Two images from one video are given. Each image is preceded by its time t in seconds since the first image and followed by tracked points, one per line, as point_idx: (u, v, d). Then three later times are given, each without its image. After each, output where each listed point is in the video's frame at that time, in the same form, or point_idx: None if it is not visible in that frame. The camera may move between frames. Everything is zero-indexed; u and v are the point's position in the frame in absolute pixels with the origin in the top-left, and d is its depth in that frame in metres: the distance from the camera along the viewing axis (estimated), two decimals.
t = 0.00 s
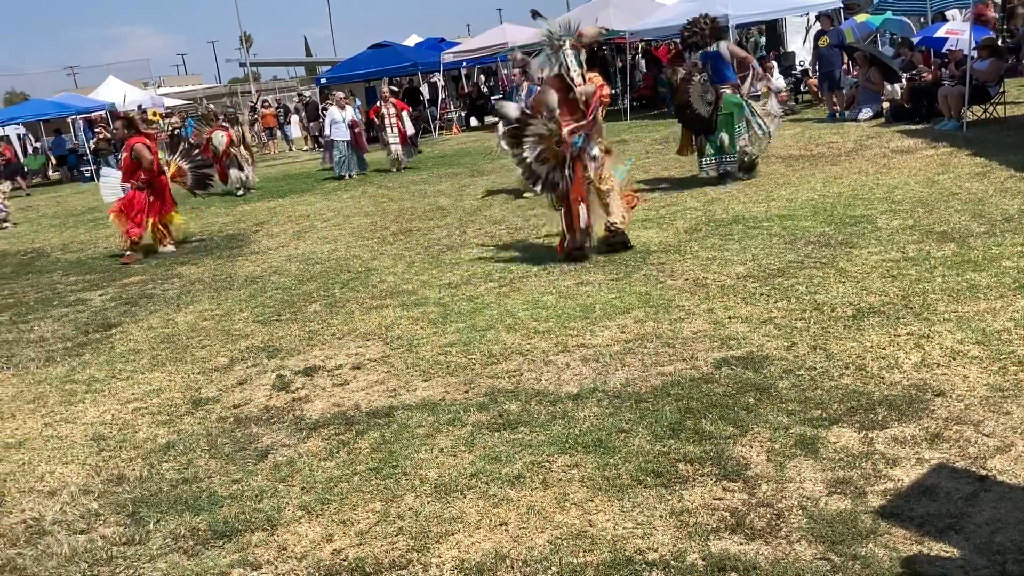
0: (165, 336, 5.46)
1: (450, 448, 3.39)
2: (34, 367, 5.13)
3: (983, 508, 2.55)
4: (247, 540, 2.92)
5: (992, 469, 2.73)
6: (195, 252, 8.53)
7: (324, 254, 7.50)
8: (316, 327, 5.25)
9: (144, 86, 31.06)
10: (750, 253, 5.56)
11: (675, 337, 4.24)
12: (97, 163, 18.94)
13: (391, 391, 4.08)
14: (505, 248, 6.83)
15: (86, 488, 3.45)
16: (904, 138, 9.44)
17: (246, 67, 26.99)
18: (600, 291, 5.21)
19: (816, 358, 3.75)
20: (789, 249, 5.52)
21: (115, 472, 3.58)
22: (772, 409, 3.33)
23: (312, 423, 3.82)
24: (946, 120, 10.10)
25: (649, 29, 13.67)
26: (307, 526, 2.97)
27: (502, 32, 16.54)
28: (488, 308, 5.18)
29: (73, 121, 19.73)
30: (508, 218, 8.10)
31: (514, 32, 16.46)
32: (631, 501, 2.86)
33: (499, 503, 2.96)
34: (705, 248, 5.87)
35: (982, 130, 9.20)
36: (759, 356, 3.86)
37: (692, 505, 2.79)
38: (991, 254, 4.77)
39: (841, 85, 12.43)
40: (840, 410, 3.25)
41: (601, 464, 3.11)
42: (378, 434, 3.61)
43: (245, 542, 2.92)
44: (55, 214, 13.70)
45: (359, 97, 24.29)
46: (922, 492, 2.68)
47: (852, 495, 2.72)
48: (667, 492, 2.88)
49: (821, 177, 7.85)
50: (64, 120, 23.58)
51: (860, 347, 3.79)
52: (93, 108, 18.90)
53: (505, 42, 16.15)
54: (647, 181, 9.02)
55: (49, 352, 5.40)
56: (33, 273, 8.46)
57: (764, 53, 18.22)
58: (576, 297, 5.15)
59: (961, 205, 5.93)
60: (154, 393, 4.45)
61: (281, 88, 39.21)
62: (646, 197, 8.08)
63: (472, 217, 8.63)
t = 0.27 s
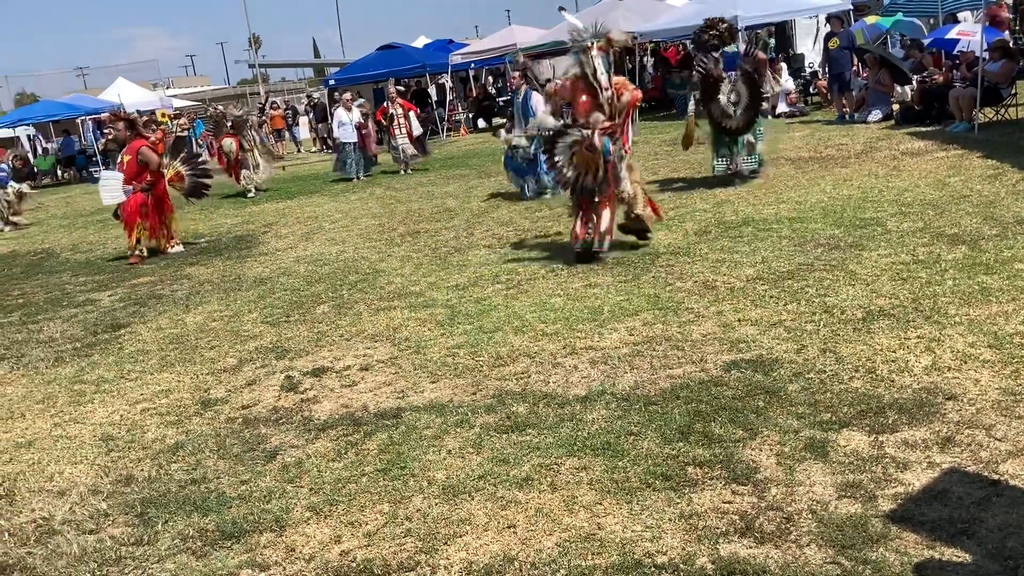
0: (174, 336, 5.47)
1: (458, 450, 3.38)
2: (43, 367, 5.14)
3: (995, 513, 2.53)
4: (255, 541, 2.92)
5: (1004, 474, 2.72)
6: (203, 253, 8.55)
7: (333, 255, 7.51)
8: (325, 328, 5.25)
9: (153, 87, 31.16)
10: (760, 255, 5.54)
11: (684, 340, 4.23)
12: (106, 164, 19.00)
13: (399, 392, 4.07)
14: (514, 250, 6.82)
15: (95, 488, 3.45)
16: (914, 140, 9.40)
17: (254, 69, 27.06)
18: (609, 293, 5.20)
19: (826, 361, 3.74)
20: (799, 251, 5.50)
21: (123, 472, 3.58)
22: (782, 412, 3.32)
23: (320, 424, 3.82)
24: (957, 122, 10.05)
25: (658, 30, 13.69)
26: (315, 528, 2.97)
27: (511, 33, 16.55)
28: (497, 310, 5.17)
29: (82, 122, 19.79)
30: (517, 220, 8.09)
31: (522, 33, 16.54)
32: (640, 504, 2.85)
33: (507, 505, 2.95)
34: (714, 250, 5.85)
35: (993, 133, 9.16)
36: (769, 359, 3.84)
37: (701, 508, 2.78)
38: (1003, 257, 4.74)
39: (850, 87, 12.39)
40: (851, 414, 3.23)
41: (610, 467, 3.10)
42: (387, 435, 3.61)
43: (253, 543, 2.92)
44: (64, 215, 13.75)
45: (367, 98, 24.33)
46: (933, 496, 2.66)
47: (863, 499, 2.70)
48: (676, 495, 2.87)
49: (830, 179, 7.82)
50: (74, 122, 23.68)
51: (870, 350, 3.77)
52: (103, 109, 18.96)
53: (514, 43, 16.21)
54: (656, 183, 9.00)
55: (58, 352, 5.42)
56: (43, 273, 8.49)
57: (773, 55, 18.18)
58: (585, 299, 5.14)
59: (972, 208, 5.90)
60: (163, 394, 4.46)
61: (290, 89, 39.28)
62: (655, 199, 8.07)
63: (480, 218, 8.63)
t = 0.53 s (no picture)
0: (180, 338, 5.48)
1: (464, 454, 3.38)
2: (50, 368, 5.16)
3: (1003, 520, 2.52)
4: (260, 544, 2.92)
5: (1012, 481, 2.70)
6: (210, 255, 8.57)
7: (339, 257, 7.52)
8: (330, 330, 5.25)
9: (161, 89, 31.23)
10: (767, 259, 5.53)
11: (690, 344, 4.22)
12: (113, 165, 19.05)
13: (405, 395, 4.07)
14: (520, 253, 6.82)
15: (101, 490, 3.46)
16: (921, 145, 9.38)
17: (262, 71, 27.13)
18: (615, 296, 5.19)
19: (833, 365, 3.72)
20: (806, 255, 5.49)
21: (129, 474, 3.59)
22: (788, 417, 3.31)
23: (325, 427, 3.82)
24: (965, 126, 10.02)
25: (665, 33, 13.70)
26: (320, 531, 2.96)
27: (518, 36, 16.56)
28: (503, 313, 5.16)
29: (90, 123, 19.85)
30: (523, 223, 8.09)
31: (529, 36, 16.61)
32: (645, 509, 2.84)
33: (512, 509, 2.95)
34: (721, 254, 5.84)
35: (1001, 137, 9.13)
36: (775, 364, 3.83)
37: (706, 513, 2.77)
38: (1011, 262, 4.72)
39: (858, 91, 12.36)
40: (857, 419, 3.22)
41: (615, 472, 3.10)
42: (392, 438, 3.61)
43: (258, 545, 2.92)
44: (71, 216, 13.79)
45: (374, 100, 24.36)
46: (940, 503, 2.65)
47: (869, 505, 2.69)
48: (682, 500, 2.86)
49: (838, 183, 7.80)
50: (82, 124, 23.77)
51: (876, 355, 3.76)
52: (110, 111, 19.01)
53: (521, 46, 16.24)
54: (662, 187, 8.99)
55: (65, 353, 5.43)
56: (51, 275, 8.51)
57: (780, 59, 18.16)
58: (591, 303, 5.13)
59: (980, 212, 5.89)
60: (169, 396, 4.46)
61: (298, 92, 39.36)
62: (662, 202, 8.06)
63: (487, 221, 8.63)
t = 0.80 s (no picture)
0: (182, 339, 5.48)
1: (465, 457, 3.38)
2: (52, 368, 5.16)
3: (1005, 527, 2.51)
4: (261, 545, 2.92)
5: (1014, 487, 2.70)
6: (213, 257, 8.57)
7: (342, 260, 7.52)
8: (333, 333, 5.25)
9: (165, 91, 31.30)
10: (770, 264, 5.52)
11: (693, 349, 4.21)
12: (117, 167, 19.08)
13: (407, 398, 4.07)
14: (523, 256, 6.82)
15: (102, 491, 3.46)
16: (925, 151, 9.37)
17: (266, 74, 27.19)
18: (617, 301, 5.19)
19: (835, 371, 3.72)
20: (809, 260, 5.48)
21: (130, 475, 3.58)
22: (790, 423, 3.30)
23: (327, 429, 3.82)
24: (969, 132, 10.01)
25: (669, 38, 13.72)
26: (320, 533, 2.96)
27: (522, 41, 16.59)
28: (505, 317, 5.16)
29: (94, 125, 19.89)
30: (526, 226, 8.09)
31: (533, 40, 16.63)
32: (647, 513, 2.84)
33: (513, 512, 2.94)
34: (724, 259, 5.84)
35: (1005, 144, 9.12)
36: (777, 369, 3.82)
37: (708, 518, 2.76)
38: (1014, 268, 4.71)
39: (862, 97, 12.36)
40: (859, 424, 3.21)
41: (616, 476, 3.09)
42: (393, 441, 3.60)
43: (259, 547, 2.91)
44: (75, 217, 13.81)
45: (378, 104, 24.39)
46: (942, 509, 2.64)
47: (871, 511, 2.68)
48: (683, 505, 2.85)
49: (841, 188, 7.79)
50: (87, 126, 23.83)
51: (879, 361, 3.75)
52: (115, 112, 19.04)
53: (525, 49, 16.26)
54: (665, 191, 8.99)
55: (67, 354, 5.43)
56: (54, 275, 8.52)
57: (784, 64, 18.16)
58: (593, 307, 5.13)
59: (983, 219, 5.88)
60: (170, 397, 4.46)
61: (302, 94, 39.42)
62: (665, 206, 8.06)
63: (489, 224, 8.63)
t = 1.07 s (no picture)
0: (180, 342, 5.49)
1: (461, 461, 3.39)
2: (50, 369, 5.17)
3: (997, 535, 2.52)
4: (256, 548, 2.93)
5: (1007, 496, 2.71)
6: (211, 259, 8.58)
7: (340, 263, 7.54)
8: (330, 336, 5.26)
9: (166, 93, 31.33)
10: (767, 272, 5.54)
11: (689, 355, 4.23)
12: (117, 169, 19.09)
13: (403, 402, 4.08)
14: (521, 262, 6.83)
15: (98, 492, 3.46)
16: (923, 160, 9.40)
17: (267, 77, 27.23)
18: (615, 307, 5.20)
19: (830, 379, 3.73)
20: (806, 268, 5.50)
21: (127, 476, 3.59)
22: (785, 430, 3.31)
23: (323, 433, 3.83)
24: (967, 142, 10.04)
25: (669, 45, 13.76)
26: (316, 536, 2.97)
27: (522, 47, 16.63)
28: (503, 322, 5.17)
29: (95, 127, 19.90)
30: (525, 232, 8.11)
31: (533, 46, 16.66)
32: (641, 519, 2.85)
33: (509, 517, 2.95)
34: (721, 266, 5.86)
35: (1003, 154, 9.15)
36: (773, 377, 3.83)
37: (702, 524, 2.77)
38: (1010, 278, 4.73)
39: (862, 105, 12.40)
40: (854, 433, 3.23)
41: (611, 481, 3.10)
42: (390, 445, 3.61)
43: (254, 550, 2.92)
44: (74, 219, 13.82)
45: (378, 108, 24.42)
46: (935, 518, 2.65)
47: (864, 519, 2.69)
48: (677, 511, 2.86)
49: (839, 197, 7.81)
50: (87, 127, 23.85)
51: (875, 369, 3.76)
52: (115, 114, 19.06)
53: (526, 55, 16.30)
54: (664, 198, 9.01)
55: (65, 355, 5.44)
56: (53, 276, 8.53)
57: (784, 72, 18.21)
58: (591, 313, 5.14)
59: (980, 228, 5.90)
60: (168, 399, 4.47)
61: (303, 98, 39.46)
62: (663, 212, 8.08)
63: (488, 230, 8.65)
